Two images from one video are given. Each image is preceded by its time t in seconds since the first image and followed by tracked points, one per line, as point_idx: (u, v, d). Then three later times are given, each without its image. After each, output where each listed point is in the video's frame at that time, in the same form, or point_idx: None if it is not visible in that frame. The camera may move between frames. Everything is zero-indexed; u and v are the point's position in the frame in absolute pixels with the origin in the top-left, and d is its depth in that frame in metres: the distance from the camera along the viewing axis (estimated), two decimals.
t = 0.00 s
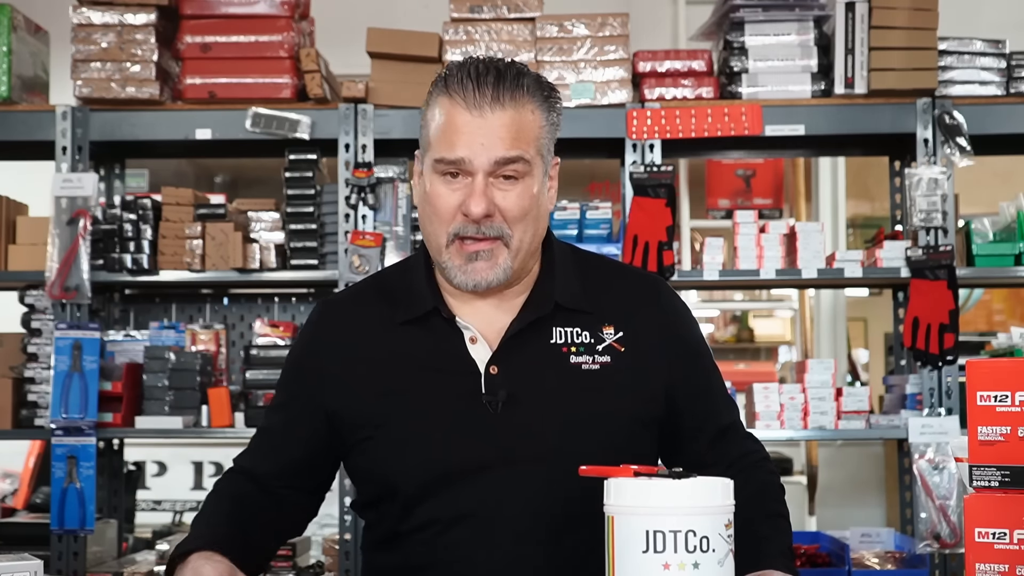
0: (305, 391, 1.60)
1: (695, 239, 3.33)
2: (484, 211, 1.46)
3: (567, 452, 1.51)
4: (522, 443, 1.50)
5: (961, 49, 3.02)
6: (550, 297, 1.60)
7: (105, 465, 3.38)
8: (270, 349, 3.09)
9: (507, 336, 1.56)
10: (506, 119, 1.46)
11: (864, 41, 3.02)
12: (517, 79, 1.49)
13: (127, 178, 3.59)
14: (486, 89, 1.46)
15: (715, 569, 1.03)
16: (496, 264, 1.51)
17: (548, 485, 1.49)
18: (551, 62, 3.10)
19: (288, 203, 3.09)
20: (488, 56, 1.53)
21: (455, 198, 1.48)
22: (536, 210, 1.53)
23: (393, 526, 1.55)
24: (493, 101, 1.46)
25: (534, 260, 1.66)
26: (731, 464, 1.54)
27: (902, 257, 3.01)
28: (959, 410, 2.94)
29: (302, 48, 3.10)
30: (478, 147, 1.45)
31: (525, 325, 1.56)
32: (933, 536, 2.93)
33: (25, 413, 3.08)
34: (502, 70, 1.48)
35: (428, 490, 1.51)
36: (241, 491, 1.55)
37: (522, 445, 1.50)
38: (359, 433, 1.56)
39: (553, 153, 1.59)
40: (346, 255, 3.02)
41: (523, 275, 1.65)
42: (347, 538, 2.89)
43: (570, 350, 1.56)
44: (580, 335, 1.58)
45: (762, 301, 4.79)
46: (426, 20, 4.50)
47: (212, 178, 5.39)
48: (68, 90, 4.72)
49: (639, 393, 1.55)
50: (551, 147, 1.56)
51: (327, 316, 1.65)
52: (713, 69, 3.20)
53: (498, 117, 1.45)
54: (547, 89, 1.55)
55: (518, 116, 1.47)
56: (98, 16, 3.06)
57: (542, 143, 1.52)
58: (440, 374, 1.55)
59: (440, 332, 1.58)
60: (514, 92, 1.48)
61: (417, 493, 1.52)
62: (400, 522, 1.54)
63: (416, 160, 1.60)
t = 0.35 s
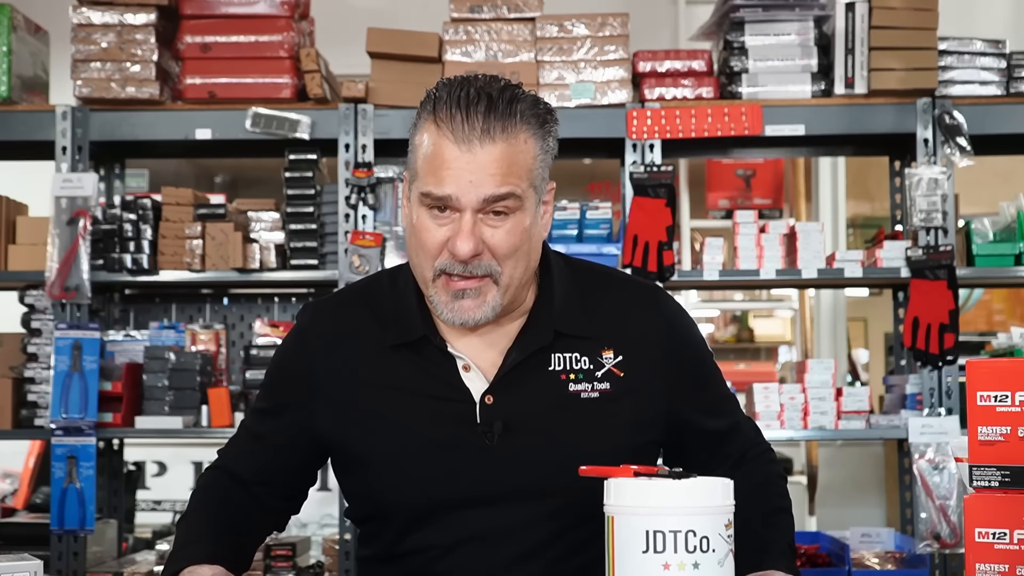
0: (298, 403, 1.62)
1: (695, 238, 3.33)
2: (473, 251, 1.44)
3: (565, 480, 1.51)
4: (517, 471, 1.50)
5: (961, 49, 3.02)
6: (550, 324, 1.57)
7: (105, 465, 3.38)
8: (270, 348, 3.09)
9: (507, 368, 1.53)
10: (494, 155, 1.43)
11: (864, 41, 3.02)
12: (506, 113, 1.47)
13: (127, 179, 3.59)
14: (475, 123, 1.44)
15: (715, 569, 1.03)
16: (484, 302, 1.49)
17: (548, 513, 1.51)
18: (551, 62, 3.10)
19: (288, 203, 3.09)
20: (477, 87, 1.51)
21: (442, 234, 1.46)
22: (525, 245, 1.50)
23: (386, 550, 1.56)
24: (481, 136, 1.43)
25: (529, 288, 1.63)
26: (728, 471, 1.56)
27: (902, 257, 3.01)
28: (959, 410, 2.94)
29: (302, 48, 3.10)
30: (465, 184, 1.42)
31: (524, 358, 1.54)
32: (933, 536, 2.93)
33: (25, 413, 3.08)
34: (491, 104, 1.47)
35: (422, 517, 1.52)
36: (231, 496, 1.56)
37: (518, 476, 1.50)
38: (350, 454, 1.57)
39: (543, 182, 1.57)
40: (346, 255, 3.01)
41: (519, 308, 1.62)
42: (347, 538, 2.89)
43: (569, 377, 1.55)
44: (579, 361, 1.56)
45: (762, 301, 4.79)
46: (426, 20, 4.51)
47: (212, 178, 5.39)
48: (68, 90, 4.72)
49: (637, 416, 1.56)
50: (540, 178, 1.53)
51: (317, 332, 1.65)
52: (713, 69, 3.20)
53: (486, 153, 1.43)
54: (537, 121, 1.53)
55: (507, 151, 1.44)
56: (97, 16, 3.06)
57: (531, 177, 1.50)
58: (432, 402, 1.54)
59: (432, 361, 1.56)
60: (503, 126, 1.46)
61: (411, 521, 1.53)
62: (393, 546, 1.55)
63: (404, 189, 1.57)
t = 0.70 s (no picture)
0: (297, 406, 1.63)
1: (695, 239, 3.33)
2: (476, 256, 1.43)
3: (566, 488, 1.51)
4: (516, 480, 1.50)
5: (961, 49, 3.02)
6: (549, 334, 1.57)
7: (105, 465, 3.38)
8: (269, 348, 3.09)
9: (506, 380, 1.53)
10: (496, 159, 1.43)
11: (864, 41, 3.02)
12: (507, 117, 1.47)
13: (127, 179, 3.59)
14: (475, 127, 1.45)
15: (715, 568, 1.03)
16: (486, 308, 1.49)
17: (549, 519, 1.50)
18: (551, 62, 3.10)
19: (288, 203, 3.09)
20: (476, 93, 1.51)
21: (444, 239, 1.46)
22: (528, 250, 1.50)
23: (385, 560, 1.56)
24: (482, 140, 1.43)
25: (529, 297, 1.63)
26: (729, 473, 1.56)
27: (902, 257, 3.01)
28: (959, 410, 2.94)
29: (302, 48, 3.10)
30: (467, 187, 1.42)
31: (524, 368, 1.54)
32: (933, 536, 2.93)
33: (25, 413, 3.08)
34: (492, 110, 1.47)
35: (420, 527, 1.52)
36: (229, 496, 1.58)
37: (518, 486, 1.50)
38: (347, 462, 1.57)
39: (543, 186, 1.57)
40: (345, 255, 3.01)
41: (518, 314, 1.62)
42: (347, 538, 2.89)
43: (569, 387, 1.55)
44: (579, 370, 1.56)
45: (762, 301, 4.79)
46: (427, 20, 4.51)
47: (212, 178, 5.39)
48: (68, 90, 4.72)
49: (638, 424, 1.56)
50: (541, 183, 1.53)
51: (315, 338, 1.65)
52: (713, 69, 3.20)
53: (487, 156, 1.43)
54: (537, 124, 1.53)
55: (509, 155, 1.44)
56: (97, 16, 3.06)
57: (533, 181, 1.50)
58: (430, 411, 1.54)
59: (430, 370, 1.56)
60: (504, 130, 1.46)
61: (409, 531, 1.52)
62: (393, 554, 1.55)
63: (404, 197, 1.57)
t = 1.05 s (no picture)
0: (298, 407, 1.63)
1: (695, 239, 3.33)
2: (478, 254, 1.44)
3: (568, 490, 1.51)
4: (517, 479, 1.50)
5: (961, 49, 3.02)
6: (550, 334, 1.57)
7: (105, 465, 3.38)
8: (269, 348, 3.09)
9: (507, 380, 1.53)
10: (499, 157, 1.43)
11: (864, 41, 3.02)
12: (509, 115, 1.47)
13: (127, 179, 3.59)
14: (478, 125, 1.45)
15: (715, 569, 1.03)
16: (488, 306, 1.49)
17: (549, 520, 1.50)
18: (551, 62, 3.10)
19: (288, 203, 3.09)
20: (478, 91, 1.51)
21: (446, 238, 1.46)
22: (530, 249, 1.50)
23: (385, 560, 1.56)
24: (485, 139, 1.43)
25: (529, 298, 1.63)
26: (730, 473, 1.57)
27: (902, 257, 3.01)
28: (959, 410, 2.94)
29: (302, 48, 3.10)
30: (469, 185, 1.42)
31: (525, 369, 1.54)
32: (933, 536, 2.93)
33: (25, 413, 3.08)
34: (495, 108, 1.47)
35: (420, 527, 1.52)
36: (230, 497, 1.58)
37: (519, 487, 1.50)
38: (348, 463, 1.57)
39: (545, 185, 1.57)
40: (345, 255, 3.01)
41: (520, 314, 1.62)
42: (347, 538, 2.89)
43: (571, 387, 1.55)
44: (581, 370, 1.57)
45: (762, 301, 4.79)
46: (427, 20, 4.51)
47: (212, 178, 5.39)
48: (68, 90, 4.72)
49: (638, 425, 1.56)
50: (543, 182, 1.53)
51: (315, 339, 1.65)
52: (713, 69, 3.20)
53: (490, 155, 1.43)
54: (539, 123, 1.53)
55: (511, 153, 1.45)
56: (97, 16, 3.06)
57: (534, 180, 1.50)
58: (430, 411, 1.54)
59: (431, 370, 1.56)
60: (506, 128, 1.46)
61: (410, 531, 1.52)
62: (394, 554, 1.54)
63: (405, 196, 1.57)
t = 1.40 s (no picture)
0: (299, 408, 1.63)
1: (695, 239, 3.33)
2: (480, 254, 1.44)
3: (569, 491, 1.51)
4: (518, 481, 1.50)
5: (961, 49, 3.02)
6: (552, 336, 1.57)
7: (105, 465, 3.38)
8: (270, 348, 3.09)
9: (508, 382, 1.53)
10: (501, 158, 1.43)
11: (864, 41, 3.02)
12: (511, 116, 1.47)
13: (128, 179, 3.59)
14: (480, 126, 1.44)
15: (715, 569, 1.03)
16: (490, 306, 1.49)
17: (549, 521, 1.50)
18: (551, 62, 3.10)
19: (288, 203, 3.09)
20: (480, 92, 1.51)
21: (448, 238, 1.46)
22: (532, 249, 1.50)
23: (386, 561, 1.55)
24: (487, 140, 1.43)
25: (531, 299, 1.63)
26: (731, 475, 1.57)
27: (902, 257, 3.01)
28: (959, 410, 2.94)
29: (302, 48, 3.10)
30: (471, 186, 1.42)
31: (526, 370, 1.54)
32: (933, 536, 2.93)
33: (25, 413, 3.08)
34: (496, 109, 1.47)
35: (421, 528, 1.51)
36: (230, 497, 1.58)
37: (520, 489, 1.50)
38: (349, 464, 1.57)
39: (548, 185, 1.57)
40: (345, 255, 3.01)
41: (521, 315, 1.61)
42: (347, 538, 2.89)
43: (572, 389, 1.55)
44: (582, 372, 1.57)
45: (762, 301, 4.79)
46: (427, 20, 4.51)
47: (212, 178, 5.39)
48: (68, 90, 4.72)
49: (639, 426, 1.56)
50: (545, 182, 1.53)
51: (316, 340, 1.65)
52: (713, 69, 3.20)
53: (492, 156, 1.43)
54: (541, 124, 1.53)
55: (513, 153, 1.45)
56: (97, 16, 3.06)
57: (536, 180, 1.50)
58: (431, 412, 1.54)
59: (432, 371, 1.56)
60: (509, 128, 1.46)
61: (411, 532, 1.52)
62: (394, 555, 1.54)
63: (407, 195, 1.57)
